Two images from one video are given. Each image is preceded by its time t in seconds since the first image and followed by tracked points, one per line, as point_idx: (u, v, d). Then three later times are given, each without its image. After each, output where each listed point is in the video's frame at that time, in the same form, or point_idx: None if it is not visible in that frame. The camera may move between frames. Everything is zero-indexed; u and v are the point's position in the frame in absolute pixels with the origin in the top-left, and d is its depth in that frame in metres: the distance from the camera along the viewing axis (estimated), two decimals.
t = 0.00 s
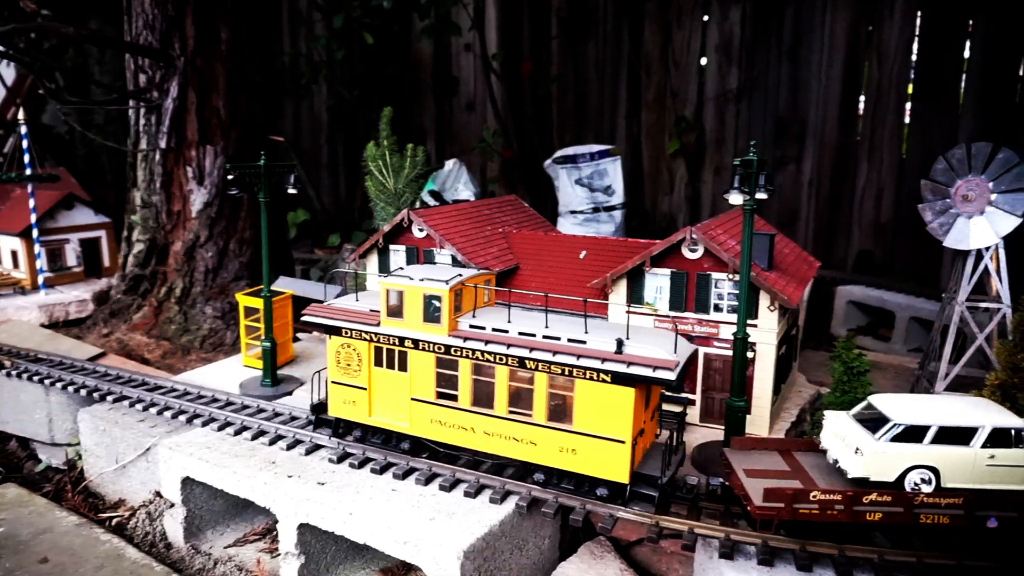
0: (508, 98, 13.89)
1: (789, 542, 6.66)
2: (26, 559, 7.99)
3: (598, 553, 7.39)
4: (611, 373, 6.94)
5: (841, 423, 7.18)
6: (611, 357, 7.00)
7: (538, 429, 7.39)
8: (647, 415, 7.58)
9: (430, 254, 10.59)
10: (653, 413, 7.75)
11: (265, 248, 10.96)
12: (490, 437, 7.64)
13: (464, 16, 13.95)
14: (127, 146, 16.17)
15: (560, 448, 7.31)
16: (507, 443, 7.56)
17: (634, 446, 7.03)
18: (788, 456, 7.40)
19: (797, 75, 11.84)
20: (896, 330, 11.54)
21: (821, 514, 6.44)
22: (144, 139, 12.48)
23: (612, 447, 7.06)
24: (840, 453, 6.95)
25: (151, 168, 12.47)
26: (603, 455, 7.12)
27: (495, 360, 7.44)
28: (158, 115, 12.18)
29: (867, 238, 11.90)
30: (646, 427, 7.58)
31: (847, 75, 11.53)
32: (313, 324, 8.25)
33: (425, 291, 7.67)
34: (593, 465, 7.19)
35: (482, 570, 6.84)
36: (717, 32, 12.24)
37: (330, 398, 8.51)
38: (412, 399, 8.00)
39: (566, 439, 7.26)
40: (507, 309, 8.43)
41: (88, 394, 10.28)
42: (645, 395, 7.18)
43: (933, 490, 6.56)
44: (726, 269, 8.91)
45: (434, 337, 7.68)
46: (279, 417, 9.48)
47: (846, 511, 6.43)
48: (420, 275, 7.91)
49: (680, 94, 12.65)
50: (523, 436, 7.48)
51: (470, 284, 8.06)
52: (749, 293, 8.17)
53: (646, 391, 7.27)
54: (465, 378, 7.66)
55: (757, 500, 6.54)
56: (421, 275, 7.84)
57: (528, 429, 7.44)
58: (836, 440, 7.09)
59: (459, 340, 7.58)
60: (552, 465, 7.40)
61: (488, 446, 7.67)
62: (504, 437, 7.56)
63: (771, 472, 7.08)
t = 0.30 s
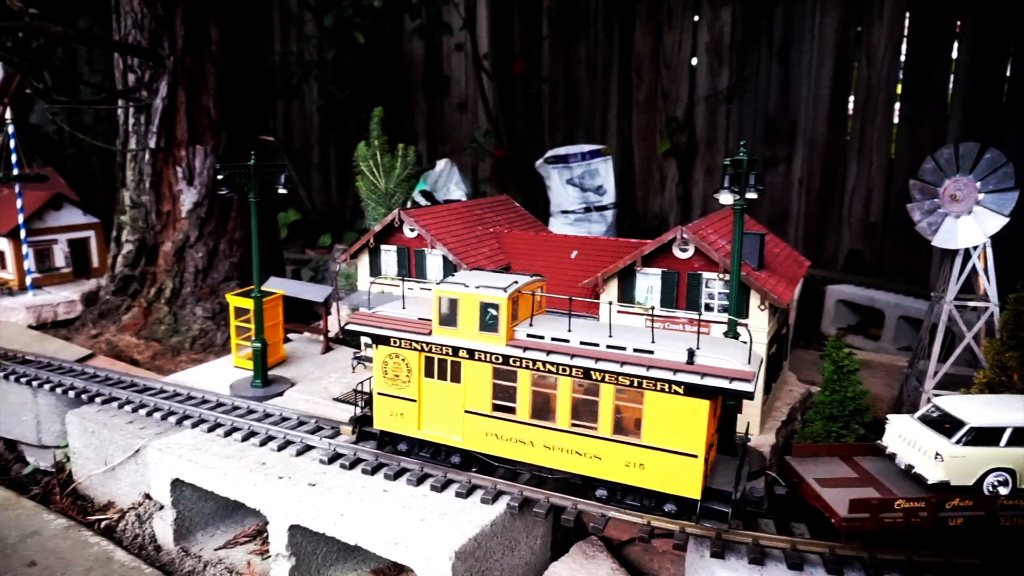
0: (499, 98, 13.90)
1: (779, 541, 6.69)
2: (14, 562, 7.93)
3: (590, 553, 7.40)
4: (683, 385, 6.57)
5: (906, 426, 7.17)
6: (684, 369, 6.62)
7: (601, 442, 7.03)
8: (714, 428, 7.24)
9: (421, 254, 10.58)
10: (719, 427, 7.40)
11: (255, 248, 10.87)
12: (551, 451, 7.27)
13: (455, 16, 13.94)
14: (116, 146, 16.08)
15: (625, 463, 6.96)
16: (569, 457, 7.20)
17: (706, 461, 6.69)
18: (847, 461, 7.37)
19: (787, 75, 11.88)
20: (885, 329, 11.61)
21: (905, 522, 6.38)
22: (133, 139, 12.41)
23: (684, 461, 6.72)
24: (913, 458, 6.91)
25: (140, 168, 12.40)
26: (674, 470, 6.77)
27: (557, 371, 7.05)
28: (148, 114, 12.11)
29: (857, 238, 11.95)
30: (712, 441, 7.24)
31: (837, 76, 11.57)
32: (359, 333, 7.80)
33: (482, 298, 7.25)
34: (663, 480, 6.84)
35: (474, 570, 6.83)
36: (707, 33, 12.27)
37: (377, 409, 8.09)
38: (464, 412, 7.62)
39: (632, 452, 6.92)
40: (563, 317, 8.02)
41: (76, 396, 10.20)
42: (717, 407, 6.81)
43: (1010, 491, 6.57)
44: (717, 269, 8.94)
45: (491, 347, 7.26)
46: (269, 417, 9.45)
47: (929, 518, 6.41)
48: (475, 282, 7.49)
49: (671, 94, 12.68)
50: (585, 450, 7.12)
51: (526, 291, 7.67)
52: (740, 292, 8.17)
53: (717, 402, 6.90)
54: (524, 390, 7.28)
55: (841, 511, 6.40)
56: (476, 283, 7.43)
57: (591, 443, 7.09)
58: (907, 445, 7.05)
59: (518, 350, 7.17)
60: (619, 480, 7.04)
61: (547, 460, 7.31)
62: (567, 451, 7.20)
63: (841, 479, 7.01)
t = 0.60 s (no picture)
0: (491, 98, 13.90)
1: (770, 540, 6.68)
2: (2, 565, 7.88)
3: (582, 553, 7.40)
4: (773, 397, 6.37)
5: (978, 426, 7.25)
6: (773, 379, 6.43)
7: (683, 456, 6.78)
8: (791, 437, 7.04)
9: (413, 254, 10.58)
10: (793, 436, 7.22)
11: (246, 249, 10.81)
12: (627, 466, 7.01)
13: (447, 16, 13.93)
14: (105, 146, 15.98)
15: (709, 477, 6.73)
16: (645, 471, 6.94)
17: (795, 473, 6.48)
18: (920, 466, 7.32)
19: (778, 75, 11.92)
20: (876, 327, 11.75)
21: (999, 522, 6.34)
22: (122, 139, 12.34)
23: (772, 475, 6.50)
24: (994, 459, 6.98)
25: (129, 168, 12.33)
26: (760, 482, 6.55)
27: (636, 382, 6.82)
28: (137, 114, 12.05)
29: (848, 237, 12.00)
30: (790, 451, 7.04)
31: (827, 76, 11.60)
32: (417, 344, 7.49)
33: (554, 308, 7.02)
34: (749, 494, 6.61)
35: (466, 570, 6.83)
36: (699, 33, 12.30)
37: (436, 424, 7.74)
38: (533, 426, 7.32)
39: (716, 467, 6.68)
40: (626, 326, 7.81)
41: (65, 398, 10.13)
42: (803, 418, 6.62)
43: None
44: (708, 268, 8.95)
45: (564, 358, 7.04)
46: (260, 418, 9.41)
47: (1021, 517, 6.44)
48: (543, 291, 7.26)
49: (663, 94, 12.71)
50: (664, 465, 6.87)
51: (594, 301, 7.45)
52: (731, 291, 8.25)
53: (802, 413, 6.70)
54: (600, 403, 7.03)
55: (936, 518, 6.23)
56: (544, 292, 7.20)
57: (671, 457, 6.83)
58: (983, 446, 7.13)
59: (593, 361, 6.94)
60: (699, 495, 6.80)
61: (624, 476, 7.04)
62: (644, 465, 6.94)
63: (920, 485, 6.91)
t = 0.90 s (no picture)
0: (483, 97, 13.90)
1: (762, 539, 6.70)
2: None
3: (574, 553, 7.39)
4: (875, 407, 6.13)
5: None
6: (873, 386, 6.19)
7: (778, 469, 6.51)
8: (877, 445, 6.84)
9: (404, 254, 10.57)
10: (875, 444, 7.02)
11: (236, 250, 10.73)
12: (717, 480, 6.71)
13: (439, 15, 13.92)
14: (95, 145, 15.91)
15: (805, 489, 6.46)
16: (740, 485, 6.65)
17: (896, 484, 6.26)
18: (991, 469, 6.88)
19: (769, 75, 11.96)
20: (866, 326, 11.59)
21: None
22: (112, 139, 12.28)
23: (874, 486, 6.27)
24: None
25: (119, 168, 12.27)
26: (862, 495, 6.31)
27: (728, 396, 6.51)
28: (127, 113, 12.00)
29: (838, 237, 12.03)
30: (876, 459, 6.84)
31: (818, 76, 11.62)
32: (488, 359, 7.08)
33: (638, 318, 6.70)
34: (851, 507, 6.36)
35: (458, 571, 6.82)
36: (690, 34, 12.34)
37: (506, 443, 7.33)
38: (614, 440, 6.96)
39: (814, 478, 6.42)
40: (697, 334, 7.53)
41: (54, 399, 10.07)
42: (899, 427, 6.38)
43: None
44: (700, 268, 8.98)
45: (650, 370, 6.71)
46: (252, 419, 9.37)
47: None
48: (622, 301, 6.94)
49: (655, 94, 12.74)
50: (757, 478, 6.58)
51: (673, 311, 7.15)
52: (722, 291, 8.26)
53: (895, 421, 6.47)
54: (688, 417, 6.71)
55: None
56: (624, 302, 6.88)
57: (765, 470, 6.55)
58: None
59: (682, 374, 6.61)
60: (796, 509, 6.52)
61: (713, 490, 6.73)
62: (737, 480, 6.65)
63: (998, 486, 6.48)
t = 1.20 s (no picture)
0: (475, 97, 13.88)
1: (754, 537, 6.72)
2: None
3: (567, 552, 7.40)
4: (990, 412, 6.09)
5: None
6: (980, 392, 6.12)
7: (891, 478, 6.37)
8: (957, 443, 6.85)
9: (396, 253, 10.54)
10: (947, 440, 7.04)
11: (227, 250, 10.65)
12: (827, 492, 6.52)
13: (430, 14, 13.88)
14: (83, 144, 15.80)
15: (918, 497, 6.37)
16: (849, 496, 6.48)
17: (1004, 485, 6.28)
18: None
19: (760, 75, 11.98)
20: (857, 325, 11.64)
21: None
22: (101, 138, 12.19)
23: (987, 490, 6.25)
24: None
25: (109, 167, 12.19)
26: (975, 500, 6.27)
27: (840, 405, 6.35)
28: (117, 112, 11.92)
29: (829, 236, 12.07)
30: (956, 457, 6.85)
31: (809, 75, 11.65)
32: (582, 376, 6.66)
33: (747, 328, 6.41)
34: (962, 513, 6.32)
35: (451, 571, 6.81)
36: (682, 33, 12.35)
37: (597, 463, 6.88)
38: (714, 456, 6.65)
39: (928, 486, 6.33)
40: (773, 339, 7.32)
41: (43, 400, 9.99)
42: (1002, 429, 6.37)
43: None
44: (691, 267, 8.97)
45: (758, 383, 6.46)
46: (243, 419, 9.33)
47: None
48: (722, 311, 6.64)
49: (647, 94, 12.76)
50: (869, 488, 6.44)
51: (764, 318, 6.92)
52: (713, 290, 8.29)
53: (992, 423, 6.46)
54: (796, 429, 6.47)
55: None
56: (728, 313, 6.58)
57: (877, 481, 6.40)
58: None
59: (791, 386, 6.38)
60: (908, 518, 6.43)
61: (821, 503, 6.55)
62: (848, 491, 6.48)
63: None
